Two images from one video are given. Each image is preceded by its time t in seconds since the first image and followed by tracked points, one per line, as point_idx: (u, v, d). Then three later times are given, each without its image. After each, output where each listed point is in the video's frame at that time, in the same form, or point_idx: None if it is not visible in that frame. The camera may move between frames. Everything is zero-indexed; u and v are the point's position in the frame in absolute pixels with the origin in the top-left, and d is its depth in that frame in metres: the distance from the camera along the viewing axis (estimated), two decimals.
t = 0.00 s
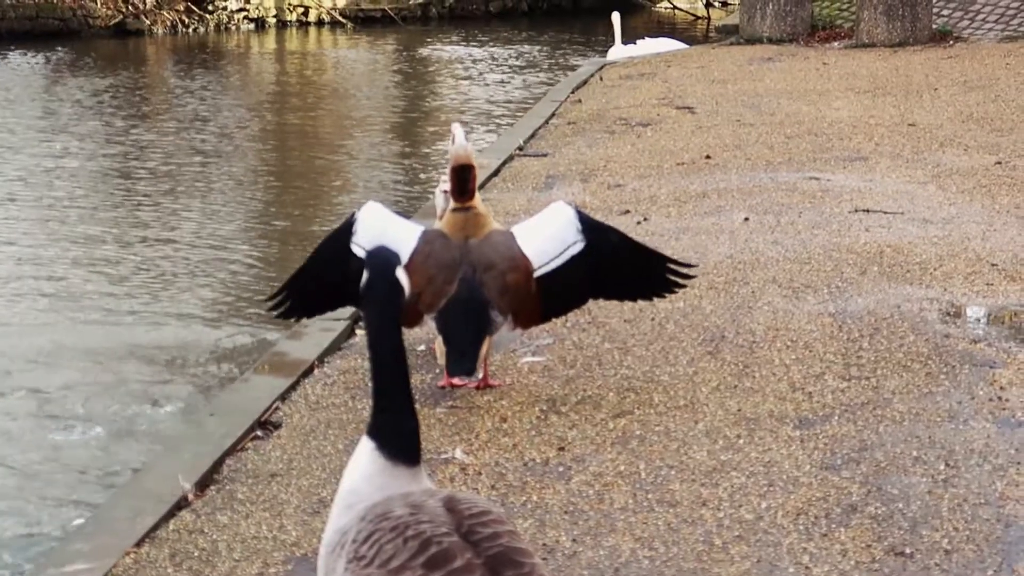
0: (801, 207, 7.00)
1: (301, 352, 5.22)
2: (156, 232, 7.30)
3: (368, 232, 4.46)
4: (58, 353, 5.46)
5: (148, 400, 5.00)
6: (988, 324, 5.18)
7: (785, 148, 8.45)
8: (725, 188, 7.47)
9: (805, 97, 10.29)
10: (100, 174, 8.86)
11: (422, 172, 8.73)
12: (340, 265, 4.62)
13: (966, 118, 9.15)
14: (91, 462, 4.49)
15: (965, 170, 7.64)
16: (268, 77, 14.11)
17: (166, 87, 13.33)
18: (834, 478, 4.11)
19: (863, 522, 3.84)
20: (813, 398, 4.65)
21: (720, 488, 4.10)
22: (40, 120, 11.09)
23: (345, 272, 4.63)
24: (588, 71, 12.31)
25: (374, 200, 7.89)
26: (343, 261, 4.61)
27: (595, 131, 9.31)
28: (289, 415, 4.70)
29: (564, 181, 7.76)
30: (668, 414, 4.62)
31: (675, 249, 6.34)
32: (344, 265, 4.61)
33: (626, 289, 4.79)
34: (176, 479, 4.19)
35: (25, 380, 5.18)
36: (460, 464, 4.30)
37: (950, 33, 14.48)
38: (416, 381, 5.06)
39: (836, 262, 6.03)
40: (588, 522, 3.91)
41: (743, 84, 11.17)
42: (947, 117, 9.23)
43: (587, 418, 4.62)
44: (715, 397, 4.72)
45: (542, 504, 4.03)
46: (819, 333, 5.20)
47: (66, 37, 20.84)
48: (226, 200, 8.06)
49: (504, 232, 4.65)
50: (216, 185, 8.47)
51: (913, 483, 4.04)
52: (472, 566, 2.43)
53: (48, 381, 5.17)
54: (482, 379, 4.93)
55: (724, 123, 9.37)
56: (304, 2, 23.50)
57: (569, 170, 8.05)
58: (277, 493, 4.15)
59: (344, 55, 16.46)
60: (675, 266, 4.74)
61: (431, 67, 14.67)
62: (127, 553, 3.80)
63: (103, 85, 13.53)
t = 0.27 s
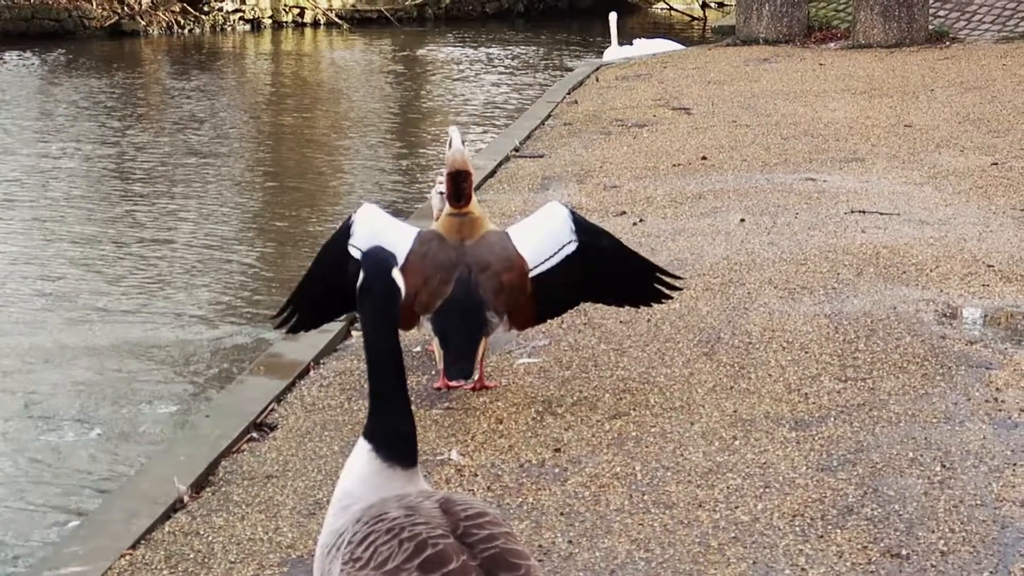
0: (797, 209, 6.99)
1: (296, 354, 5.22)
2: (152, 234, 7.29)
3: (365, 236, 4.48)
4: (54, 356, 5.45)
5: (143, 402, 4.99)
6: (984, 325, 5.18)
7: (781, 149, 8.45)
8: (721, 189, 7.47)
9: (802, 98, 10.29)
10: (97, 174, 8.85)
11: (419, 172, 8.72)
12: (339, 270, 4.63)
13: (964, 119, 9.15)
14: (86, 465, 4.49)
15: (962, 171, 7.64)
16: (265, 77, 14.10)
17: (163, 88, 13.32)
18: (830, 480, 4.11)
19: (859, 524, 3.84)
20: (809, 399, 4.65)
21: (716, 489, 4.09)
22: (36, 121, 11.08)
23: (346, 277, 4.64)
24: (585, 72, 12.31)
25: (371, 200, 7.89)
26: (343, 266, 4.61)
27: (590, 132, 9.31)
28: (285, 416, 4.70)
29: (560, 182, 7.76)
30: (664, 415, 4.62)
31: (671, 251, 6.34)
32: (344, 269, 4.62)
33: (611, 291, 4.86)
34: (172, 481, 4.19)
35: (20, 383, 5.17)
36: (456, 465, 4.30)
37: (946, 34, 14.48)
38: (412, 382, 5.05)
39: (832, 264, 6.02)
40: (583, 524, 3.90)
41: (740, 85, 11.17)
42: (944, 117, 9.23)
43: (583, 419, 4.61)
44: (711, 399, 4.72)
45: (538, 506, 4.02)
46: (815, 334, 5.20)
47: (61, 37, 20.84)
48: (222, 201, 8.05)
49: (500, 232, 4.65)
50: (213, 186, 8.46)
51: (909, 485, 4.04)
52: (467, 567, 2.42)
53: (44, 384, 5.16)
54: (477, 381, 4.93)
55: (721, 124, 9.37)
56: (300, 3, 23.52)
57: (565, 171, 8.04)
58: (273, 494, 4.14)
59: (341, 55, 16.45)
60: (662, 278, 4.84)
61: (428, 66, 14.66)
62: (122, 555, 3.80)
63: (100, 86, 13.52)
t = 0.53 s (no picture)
0: (797, 214, 6.98)
1: (294, 360, 5.20)
2: (150, 240, 7.27)
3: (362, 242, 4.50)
4: (51, 363, 5.43)
5: (141, 409, 4.97)
6: (986, 331, 5.16)
7: (782, 154, 8.44)
8: (722, 195, 7.45)
9: (802, 103, 10.27)
10: (94, 180, 8.83)
11: (417, 178, 8.70)
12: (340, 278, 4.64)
13: (965, 124, 9.13)
14: (84, 471, 4.46)
15: (963, 176, 7.62)
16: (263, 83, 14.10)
17: (160, 93, 13.31)
18: (831, 486, 4.08)
19: (860, 531, 3.81)
20: (810, 405, 4.63)
21: (716, 495, 4.07)
22: (34, 126, 11.06)
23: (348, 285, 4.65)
24: (584, 77, 12.30)
25: (370, 206, 7.87)
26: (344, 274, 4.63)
27: (589, 137, 9.29)
28: (283, 423, 4.67)
29: (559, 188, 7.75)
30: (664, 421, 4.59)
31: (671, 256, 6.32)
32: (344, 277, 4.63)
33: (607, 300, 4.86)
34: (169, 487, 4.16)
35: (17, 389, 5.14)
36: (455, 472, 4.27)
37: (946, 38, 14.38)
38: (411, 389, 5.02)
39: (833, 269, 6.00)
40: (583, 530, 3.88)
41: (739, 90, 11.16)
42: (945, 123, 9.21)
43: (583, 426, 4.59)
44: (712, 404, 4.69)
45: (538, 512, 4.00)
46: (816, 340, 5.17)
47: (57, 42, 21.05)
48: (220, 207, 8.03)
49: (499, 237, 4.63)
50: (211, 191, 8.44)
51: (910, 491, 4.02)
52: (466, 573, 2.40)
53: (41, 390, 5.14)
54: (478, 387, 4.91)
55: (720, 129, 9.36)
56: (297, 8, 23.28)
57: (564, 177, 8.03)
58: (270, 501, 4.11)
59: (339, 61, 16.44)
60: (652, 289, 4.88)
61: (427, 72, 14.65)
62: (119, 562, 3.77)
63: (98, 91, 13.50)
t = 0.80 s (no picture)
0: (800, 214, 6.92)
1: (290, 363, 5.14)
2: (146, 240, 7.21)
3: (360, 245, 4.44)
4: (45, 365, 5.37)
5: (136, 412, 4.91)
6: (992, 333, 5.10)
7: (784, 154, 8.38)
8: (724, 195, 7.40)
9: (805, 102, 10.21)
10: (91, 180, 8.77)
11: (417, 177, 8.64)
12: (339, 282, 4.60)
13: (970, 123, 9.07)
14: (77, 475, 4.40)
15: (968, 176, 7.56)
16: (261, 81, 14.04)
17: (158, 92, 13.26)
18: (835, 490, 4.02)
19: (865, 536, 3.75)
20: (814, 408, 4.57)
21: (719, 500, 4.01)
22: (31, 125, 11.01)
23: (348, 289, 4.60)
24: (584, 76, 12.24)
25: (368, 206, 7.81)
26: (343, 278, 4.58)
27: (589, 136, 9.23)
28: (279, 426, 4.62)
29: (558, 187, 7.69)
30: (666, 425, 4.53)
31: (673, 257, 6.26)
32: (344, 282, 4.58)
33: (606, 305, 4.82)
34: (164, 492, 4.10)
35: (10, 392, 5.08)
36: (453, 476, 4.21)
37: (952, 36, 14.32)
38: (408, 392, 4.97)
39: (837, 270, 5.94)
40: (583, 536, 3.82)
41: (742, 89, 11.10)
42: (950, 121, 9.15)
43: (583, 429, 4.53)
44: (713, 408, 4.63)
45: (537, 517, 3.94)
46: (819, 342, 5.11)
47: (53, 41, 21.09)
48: (217, 207, 7.97)
49: (497, 237, 4.58)
50: (208, 191, 8.37)
51: (915, 496, 3.96)
52: None
53: (35, 393, 5.08)
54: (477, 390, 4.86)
55: (722, 128, 9.30)
56: (293, 6, 23.23)
57: (564, 176, 7.97)
58: (266, 506, 4.05)
59: (338, 59, 16.38)
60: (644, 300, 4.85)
61: (426, 70, 14.59)
62: (112, 567, 3.71)
63: (95, 90, 13.45)
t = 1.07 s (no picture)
0: (804, 215, 6.86)
1: (287, 366, 5.08)
2: (143, 240, 7.16)
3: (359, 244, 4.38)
4: (40, 367, 5.31)
5: (132, 415, 4.85)
6: (999, 336, 5.04)
7: (788, 153, 8.32)
8: (726, 195, 7.34)
9: (809, 101, 10.16)
10: (88, 180, 8.71)
11: (416, 177, 8.58)
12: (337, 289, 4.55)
13: (975, 122, 9.01)
14: (71, 480, 4.35)
15: (974, 176, 7.50)
16: (259, 79, 13.98)
17: (156, 90, 13.20)
18: (839, 495, 3.97)
19: (870, 541, 3.70)
20: (818, 412, 4.51)
21: (721, 505, 3.95)
22: (28, 124, 10.95)
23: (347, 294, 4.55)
24: (585, 75, 12.18)
25: (367, 207, 7.75)
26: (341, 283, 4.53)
27: (590, 136, 9.17)
28: (275, 430, 4.56)
29: (559, 188, 7.63)
30: (668, 429, 4.48)
31: (675, 259, 6.21)
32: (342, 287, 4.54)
33: (606, 314, 4.79)
34: (159, 497, 4.04)
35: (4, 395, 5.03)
36: (453, 480, 4.15)
37: (958, 34, 14.35)
38: (407, 395, 4.91)
39: (841, 272, 5.89)
40: (584, 541, 3.76)
41: (744, 87, 11.04)
42: (956, 121, 9.09)
43: (584, 433, 4.47)
44: (716, 411, 4.57)
45: (537, 522, 3.88)
46: (823, 345, 5.06)
47: (48, 39, 20.96)
48: (215, 207, 7.91)
49: (496, 239, 4.54)
50: (205, 190, 8.31)
51: (920, 500, 3.90)
52: None
53: (29, 395, 5.02)
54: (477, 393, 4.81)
55: (724, 128, 9.24)
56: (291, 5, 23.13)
57: (565, 176, 7.91)
58: (263, 511, 4.00)
59: (336, 58, 16.33)
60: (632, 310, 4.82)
61: (425, 69, 14.53)
62: (106, 573, 3.65)
63: (93, 89, 13.39)
